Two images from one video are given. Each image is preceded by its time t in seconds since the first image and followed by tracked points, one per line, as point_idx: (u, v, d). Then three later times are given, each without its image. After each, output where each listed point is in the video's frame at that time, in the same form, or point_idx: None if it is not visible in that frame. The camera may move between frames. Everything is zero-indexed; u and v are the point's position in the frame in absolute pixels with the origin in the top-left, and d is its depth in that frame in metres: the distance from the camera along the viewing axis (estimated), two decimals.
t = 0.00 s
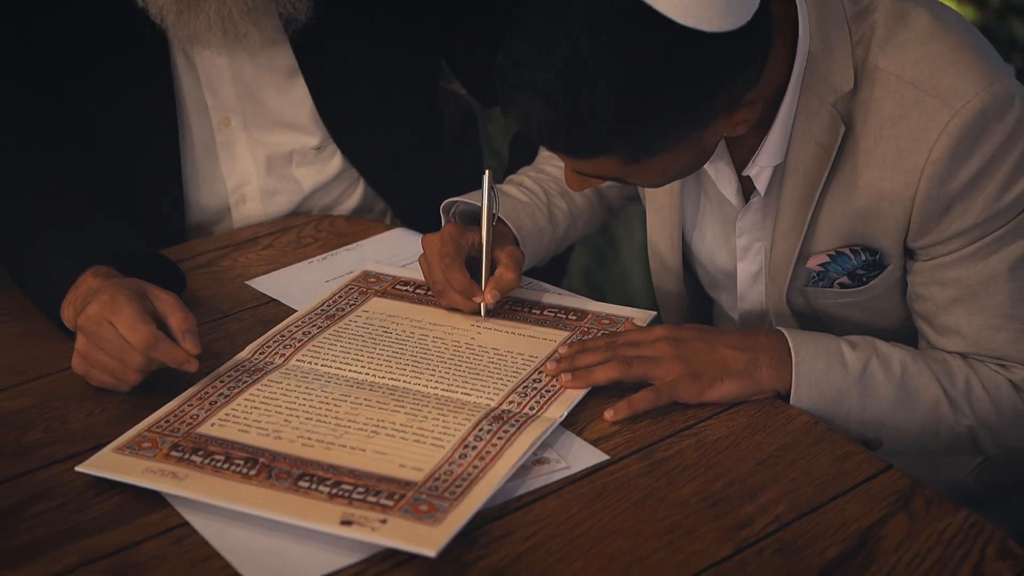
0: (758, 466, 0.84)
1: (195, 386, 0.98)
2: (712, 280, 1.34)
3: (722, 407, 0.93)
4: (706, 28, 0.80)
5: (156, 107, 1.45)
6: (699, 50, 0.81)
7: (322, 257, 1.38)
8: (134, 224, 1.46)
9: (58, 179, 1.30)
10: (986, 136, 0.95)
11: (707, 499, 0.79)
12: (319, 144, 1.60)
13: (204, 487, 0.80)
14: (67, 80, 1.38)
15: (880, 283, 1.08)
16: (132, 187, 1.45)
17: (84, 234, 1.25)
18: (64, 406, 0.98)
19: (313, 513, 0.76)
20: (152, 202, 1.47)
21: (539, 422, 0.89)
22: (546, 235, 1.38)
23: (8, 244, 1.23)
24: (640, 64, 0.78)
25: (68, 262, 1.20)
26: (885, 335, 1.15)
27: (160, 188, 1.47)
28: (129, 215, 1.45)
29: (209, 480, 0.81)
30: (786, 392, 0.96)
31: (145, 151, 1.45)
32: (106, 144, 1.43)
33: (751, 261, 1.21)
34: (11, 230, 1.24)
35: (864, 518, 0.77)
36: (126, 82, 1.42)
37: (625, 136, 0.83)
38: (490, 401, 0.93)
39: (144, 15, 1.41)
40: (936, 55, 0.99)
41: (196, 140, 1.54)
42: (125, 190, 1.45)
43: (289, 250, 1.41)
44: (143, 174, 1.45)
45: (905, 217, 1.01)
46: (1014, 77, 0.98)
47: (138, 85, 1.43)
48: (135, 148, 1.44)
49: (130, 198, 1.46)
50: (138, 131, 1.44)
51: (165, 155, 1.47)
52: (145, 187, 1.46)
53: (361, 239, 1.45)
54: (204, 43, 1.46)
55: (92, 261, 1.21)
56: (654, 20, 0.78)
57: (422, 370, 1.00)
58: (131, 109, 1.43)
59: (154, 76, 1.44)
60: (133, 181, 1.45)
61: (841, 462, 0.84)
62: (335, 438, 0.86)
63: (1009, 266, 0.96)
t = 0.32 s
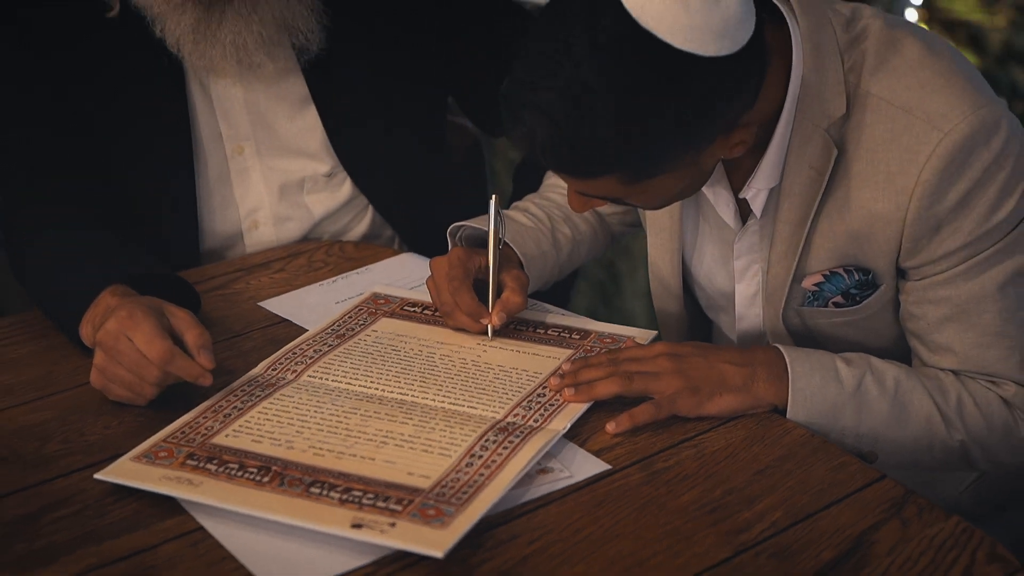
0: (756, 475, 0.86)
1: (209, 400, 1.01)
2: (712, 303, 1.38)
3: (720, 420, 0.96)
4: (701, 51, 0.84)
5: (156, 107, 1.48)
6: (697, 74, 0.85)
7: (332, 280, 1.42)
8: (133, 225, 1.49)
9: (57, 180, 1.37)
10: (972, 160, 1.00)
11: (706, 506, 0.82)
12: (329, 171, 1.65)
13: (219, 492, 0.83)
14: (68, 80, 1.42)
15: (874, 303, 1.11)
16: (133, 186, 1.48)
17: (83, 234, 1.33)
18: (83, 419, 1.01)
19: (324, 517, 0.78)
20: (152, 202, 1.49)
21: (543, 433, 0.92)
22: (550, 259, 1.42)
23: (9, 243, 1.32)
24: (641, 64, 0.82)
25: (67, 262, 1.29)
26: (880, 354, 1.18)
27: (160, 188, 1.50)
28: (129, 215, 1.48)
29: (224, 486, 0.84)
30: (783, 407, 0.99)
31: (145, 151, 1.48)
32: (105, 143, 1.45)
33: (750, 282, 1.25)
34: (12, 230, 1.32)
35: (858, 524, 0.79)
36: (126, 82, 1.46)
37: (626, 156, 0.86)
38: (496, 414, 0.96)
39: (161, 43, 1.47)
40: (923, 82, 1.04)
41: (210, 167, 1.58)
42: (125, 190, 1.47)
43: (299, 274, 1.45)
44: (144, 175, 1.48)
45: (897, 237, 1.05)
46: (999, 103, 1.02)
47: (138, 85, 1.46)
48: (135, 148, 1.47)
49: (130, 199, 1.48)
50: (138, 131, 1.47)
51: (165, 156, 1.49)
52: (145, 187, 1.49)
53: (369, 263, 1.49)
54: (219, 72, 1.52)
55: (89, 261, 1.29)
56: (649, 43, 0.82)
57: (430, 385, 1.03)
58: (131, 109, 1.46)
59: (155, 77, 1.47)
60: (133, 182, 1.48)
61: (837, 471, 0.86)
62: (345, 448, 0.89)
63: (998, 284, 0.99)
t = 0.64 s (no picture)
0: (757, 487, 0.89)
1: (226, 416, 1.04)
2: (715, 327, 1.41)
3: (723, 436, 0.98)
4: (705, 75, 0.88)
5: (156, 107, 1.52)
6: (698, 99, 0.89)
7: (344, 304, 1.46)
8: (133, 225, 1.51)
9: (57, 181, 1.43)
10: (966, 183, 1.03)
11: (710, 516, 0.84)
12: (342, 200, 1.69)
13: (237, 502, 0.85)
14: (68, 80, 1.47)
15: (872, 322, 1.14)
16: (132, 185, 1.51)
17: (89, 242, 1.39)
18: (103, 435, 1.04)
19: (339, 525, 0.81)
20: (152, 202, 1.52)
21: (551, 447, 0.94)
22: (557, 284, 1.46)
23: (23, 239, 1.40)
24: (644, 78, 0.86)
25: (68, 262, 1.36)
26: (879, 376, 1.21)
27: (160, 188, 1.52)
28: (129, 215, 1.50)
29: (240, 496, 0.86)
30: (784, 423, 1.01)
31: (146, 150, 1.51)
32: (105, 143, 1.49)
33: (752, 305, 1.28)
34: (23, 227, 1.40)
35: (860, 534, 0.81)
36: (126, 82, 1.50)
37: (629, 178, 0.90)
38: (505, 429, 0.98)
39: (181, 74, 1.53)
40: (918, 109, 1.08)
41: (226, 196, 1.62)
42: (124, 190, 1.50)
43: (312, 299, 1.49)
44: (145, 175, 1.51)
45: (895, 259, 1.08)
46: (991, 130, 1.06)
47: (138, 85, 1.51)
48: (136, 147, 1.51)
49: (130, 199, 1.51)
50: (137, 130, 1.51)
51: (165, 156, 1.52)
52: (145, 187, 1.52)
53: (380, 288, 1.53)
54: (236, 102, 1.58)
55: (89, 262, 1.36)
56: (653, 66, 0.86)
57: (441, 403, 1.06)
58: (131, 109, 1.50)
59: (155, 77, 1.52)
60: (133, 182, 1.51)
61: (836, 484, 0.89)
62: (359, 461, 0.92)
63: (993, 305, 1.02)
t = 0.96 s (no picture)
0: (760, 500, 0.91)
1: (242, 433, 1.07)
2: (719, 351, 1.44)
3: (726, 452, 1.01)
4: (707, 101, 0.92)
5: (156, 107, 1.56)
6: (700, 124, 0.93)
7: (357, 328, 1.50)
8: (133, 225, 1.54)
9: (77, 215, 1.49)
10: (961, 207, 1.06)
11: (713, 527, 0.87)
12: (354, 228, 1.74)
13: (253, 512, 0.88)
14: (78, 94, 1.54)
15: (872, 344, 1.17)
16: (133, 187, 1.55)
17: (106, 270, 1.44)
18: (122, 451, 1.07)
19: (352, 534, 0.84)
20: (152, 202, 1.56)
21: (558, 462, 0.97)
22: (565, 310, 1.50)
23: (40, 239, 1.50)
24: (646, 104, 0.90)
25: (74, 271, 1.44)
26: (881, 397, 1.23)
27: (160, 188, 1.56)
28: (129, 215, 1.54)
29: (257, 507, 0.89)
30: (786, 441, 1.04)
31: (146, 151, 1.56)
32: (106, 143, 1.54)
33: (754, 328, 1.31)
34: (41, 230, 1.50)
35: (859, 545, 0.83)
36: (127, 83, 1.55)
37: (634, 201, 0.94)
38: (514, 445, 1.01)
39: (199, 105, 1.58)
40: (914, 136, 1.12)
41: (241, 225, 1.67)
42: (125, 189, 1.54)
43: (324, 323, 1.52)
44: (144, 175, 1.55)
45: (893, 281, 1.11)
46: (985, 156, 1.09)
47: (138, 86, 1.56)
48: (137, 147, 1.55)
49: (130, 199, 1.55)
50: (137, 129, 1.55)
51: (165, 155, 1.56)
52: (145, 187, 1.55)
53: (390, 313, 1.56)
54: (251, 132, 1.63)
55: (89, 262, 1.45)
56: (655, 92, 0.90)
57: (451, 420, 1.08)
58: (131, 108, 1.55)
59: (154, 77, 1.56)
60: (133, 182, 1.55)
61: (836, 497, 0.91)
62: (372, 474, 0.95)
63: (990, 326, 1.05)
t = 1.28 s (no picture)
0: (761, 510, 0.94)
1: (256, 447, 1.10)
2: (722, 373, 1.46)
3: (728, 465, 1.03)
4: (710, 123, 0.96)
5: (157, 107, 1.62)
6: (701, 148, 0.97)
7: (367, 350, 1.53)
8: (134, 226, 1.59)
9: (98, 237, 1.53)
10: (955, 228, 1.10)
11: (715, 535, 0.89)
12: (365, 254, 1.77)
13: (269, 520, 0.91)
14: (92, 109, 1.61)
15: (870, 362, 1.20)
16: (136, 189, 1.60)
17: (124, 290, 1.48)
18: (140, 464, 1.10)
19: (365, 540, 0.86)
20: (152, 201, 1.60)
21: (565, 474, 1.00)
22: (570, 333, 1.53)
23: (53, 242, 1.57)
24: (649, 127, 0.95)
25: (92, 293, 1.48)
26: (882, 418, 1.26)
27: (160, 188, 1.61)
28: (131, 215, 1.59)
29: (272, 515, 0.92)
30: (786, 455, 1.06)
31: (146, 151, 1.61)
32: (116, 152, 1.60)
33: (756, 349, 1.34)
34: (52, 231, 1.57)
35: (857, 552, 0.86)
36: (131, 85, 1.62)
37: (637, 221, 0.98)
38: (521, 458, 1.04)
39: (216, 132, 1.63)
40: (908, 160, 1.16)
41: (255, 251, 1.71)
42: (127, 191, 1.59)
43: (334, 346, 1.56)
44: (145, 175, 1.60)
45: (889, 298, 1.15)
46: (977, 179, 1.13)
47: (140, 86, 1.62)
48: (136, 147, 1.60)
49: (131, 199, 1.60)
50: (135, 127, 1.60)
51: (164, 155, 1.61)
52: (146, 187, 1.60)
53: (399, 336, 1.59)
54: (265, 160, 1.68)
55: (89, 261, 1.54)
56: (659, 116, 0.95)
57: (461, 435, 1.11)
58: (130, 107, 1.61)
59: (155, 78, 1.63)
60: (133, 182, 1.60)
61: (835, 508, 0.93)
62: (384, 485, 0.97)
63: (985, 343, 1.07)
